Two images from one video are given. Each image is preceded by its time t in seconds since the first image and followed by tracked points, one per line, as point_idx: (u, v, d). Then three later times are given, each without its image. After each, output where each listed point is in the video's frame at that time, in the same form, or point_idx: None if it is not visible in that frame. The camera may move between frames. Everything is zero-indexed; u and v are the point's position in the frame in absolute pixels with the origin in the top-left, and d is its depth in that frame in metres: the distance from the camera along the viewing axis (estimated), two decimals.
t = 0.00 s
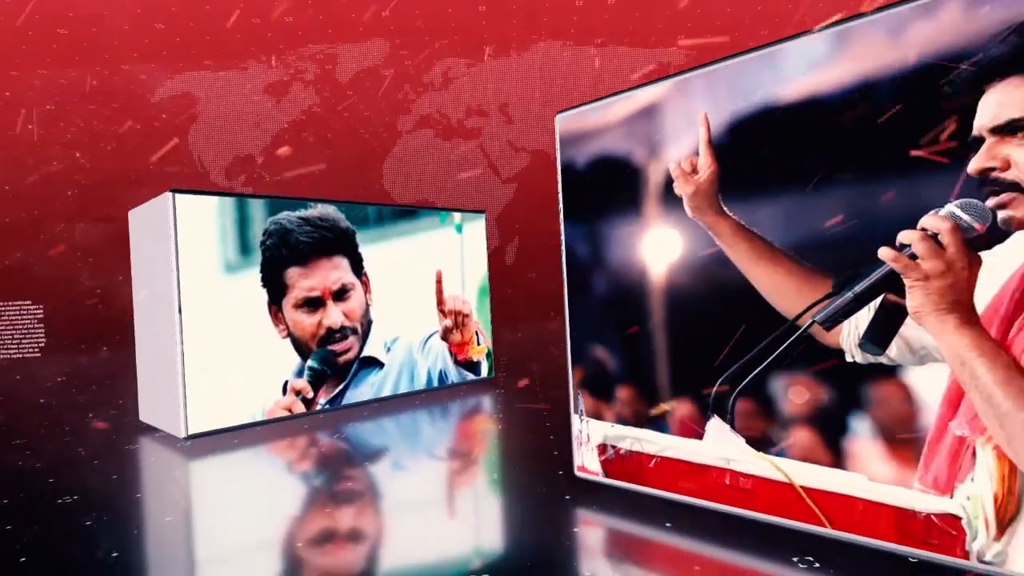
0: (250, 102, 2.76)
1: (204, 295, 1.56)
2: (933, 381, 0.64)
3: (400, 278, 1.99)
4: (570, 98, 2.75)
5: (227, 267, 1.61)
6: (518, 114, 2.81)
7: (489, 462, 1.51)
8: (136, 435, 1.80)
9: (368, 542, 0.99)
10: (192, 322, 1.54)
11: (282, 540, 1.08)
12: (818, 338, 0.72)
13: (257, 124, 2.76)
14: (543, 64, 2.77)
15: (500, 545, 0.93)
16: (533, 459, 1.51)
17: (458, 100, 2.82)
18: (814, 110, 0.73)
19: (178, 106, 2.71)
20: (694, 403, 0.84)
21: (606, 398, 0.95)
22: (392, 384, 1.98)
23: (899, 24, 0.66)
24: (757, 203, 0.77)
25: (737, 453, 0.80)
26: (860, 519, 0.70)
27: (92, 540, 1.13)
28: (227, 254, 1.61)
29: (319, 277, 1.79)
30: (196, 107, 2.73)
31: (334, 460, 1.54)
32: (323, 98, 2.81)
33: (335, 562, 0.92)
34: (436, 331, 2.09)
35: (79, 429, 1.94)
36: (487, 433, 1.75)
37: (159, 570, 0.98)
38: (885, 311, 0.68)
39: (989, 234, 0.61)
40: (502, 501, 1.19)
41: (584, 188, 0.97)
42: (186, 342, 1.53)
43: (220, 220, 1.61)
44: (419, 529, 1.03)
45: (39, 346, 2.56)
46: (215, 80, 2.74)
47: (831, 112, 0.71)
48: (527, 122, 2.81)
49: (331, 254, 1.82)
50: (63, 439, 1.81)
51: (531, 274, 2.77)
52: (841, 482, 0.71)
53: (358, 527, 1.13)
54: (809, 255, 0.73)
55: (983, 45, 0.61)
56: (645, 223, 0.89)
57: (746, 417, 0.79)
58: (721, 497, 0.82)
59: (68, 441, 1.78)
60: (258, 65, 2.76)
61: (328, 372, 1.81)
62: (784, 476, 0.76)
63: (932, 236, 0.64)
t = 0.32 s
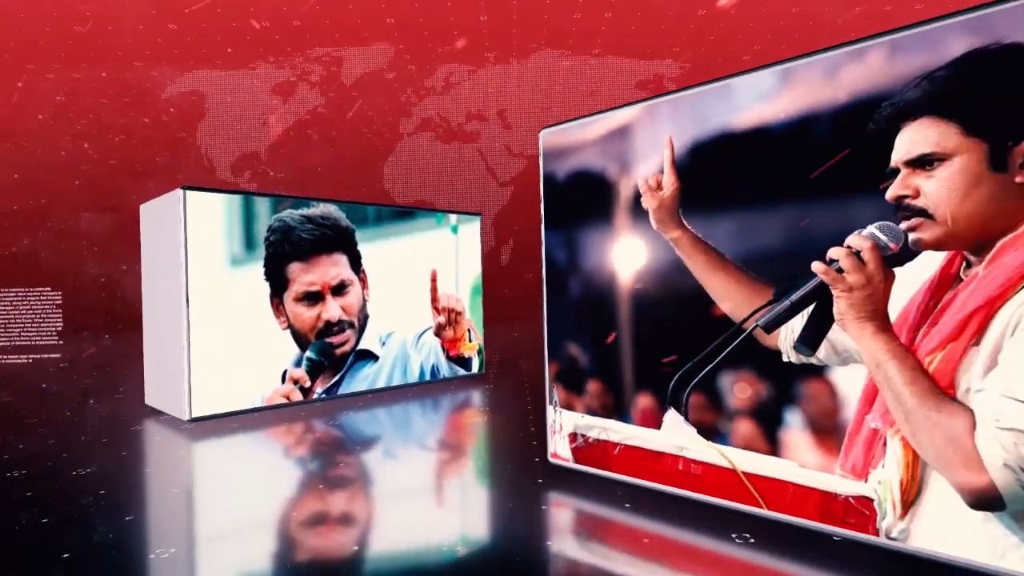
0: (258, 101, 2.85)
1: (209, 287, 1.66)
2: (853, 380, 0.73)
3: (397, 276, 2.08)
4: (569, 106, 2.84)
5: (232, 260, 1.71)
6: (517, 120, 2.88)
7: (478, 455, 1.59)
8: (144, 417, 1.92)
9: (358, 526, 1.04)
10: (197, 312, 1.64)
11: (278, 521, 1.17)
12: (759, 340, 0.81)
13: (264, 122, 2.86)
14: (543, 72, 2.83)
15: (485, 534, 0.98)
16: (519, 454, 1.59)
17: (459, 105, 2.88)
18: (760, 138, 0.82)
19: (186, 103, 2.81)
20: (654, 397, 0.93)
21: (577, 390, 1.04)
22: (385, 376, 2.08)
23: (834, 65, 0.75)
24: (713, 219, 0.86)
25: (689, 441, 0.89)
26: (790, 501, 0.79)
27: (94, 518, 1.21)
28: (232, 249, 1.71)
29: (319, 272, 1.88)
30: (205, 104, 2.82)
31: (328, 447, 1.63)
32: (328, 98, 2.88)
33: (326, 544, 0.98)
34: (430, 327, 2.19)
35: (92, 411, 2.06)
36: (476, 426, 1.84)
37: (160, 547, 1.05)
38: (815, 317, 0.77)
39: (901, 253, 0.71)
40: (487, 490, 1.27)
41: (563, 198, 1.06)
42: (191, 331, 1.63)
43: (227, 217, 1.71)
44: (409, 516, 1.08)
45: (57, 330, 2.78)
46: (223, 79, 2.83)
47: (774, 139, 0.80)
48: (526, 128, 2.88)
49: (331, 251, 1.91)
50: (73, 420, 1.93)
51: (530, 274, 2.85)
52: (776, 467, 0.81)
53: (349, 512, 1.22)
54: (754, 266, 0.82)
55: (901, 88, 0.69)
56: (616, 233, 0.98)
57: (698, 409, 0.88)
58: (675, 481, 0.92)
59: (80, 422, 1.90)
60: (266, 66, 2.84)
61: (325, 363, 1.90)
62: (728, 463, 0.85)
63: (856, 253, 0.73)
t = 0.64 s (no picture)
0: (265, 100, 2.93)
1: (215, 279, 1.76)
2: (791, 377, 0.83)
3: (394, 274, 2.17)
4: (566, 113, 2.94)
5: (237, 255, 1.80)
6: (514, 124, 2.97)
7: (467, 447, 1.68)
8: (150, 401, 2.01)
9: (351, 512, 1.09)
10: (203, 303, 1.73)
11: (274, 503, 1.26)
12: (713, 340, 0.91)
13: (270, 119, 2.94)
14: (541, 79, 2.93)
15: (472, 525, 1.01)
16: (508, 448, 1.67)
17: (459, 109, 2.98)
18: (718, 159, 0.91)
19: (195, 101, 2.90)
20: (621, 390, 1.03)
21: (553, 383, 1.13)
22: (380, 368, 2.18)
23: (783, 97, 0.84)
24: (676, 230, 0.95)
25: (650, 431, 0.99)
26: (736, 485, 0.89)
27: (94, 501, 1.25)
28: (238, 243, 1.80)
29: (319, 268, 1.98)
30: (213, 101, 2.91)
31: (323, 434, 1.72)
32: (333, 99, 2.97)
33: (318, 526, 1.03)
34: (424, 323, 2.28)
35: (98, 395, 2.15)
36: (466, 419, 1.93)
37: (160, 526, 1.10)
38: (760, 321, 0.86)
39: (834, 265, 0.80)
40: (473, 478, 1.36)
41: (546, 206, 1.15)
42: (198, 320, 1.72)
43: (234, 214, 1.81)
44: (400, 503, 1.12)
45: (72, 315, 2.88)
46: (231, 78, 2.90)
47: (730, 161, 0.89)
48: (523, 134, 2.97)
49: (331, 248, 2.00)
50: (80, 403, 2.04)
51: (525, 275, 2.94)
52: (724, 455, 0.90)
53: (341, 497, 1.31)
54: (709, 274, 0.91)
55: (838, 121, 0.79)
56: (591, 240, 1.07)
57: (659, 402, 0.97)
58: (638, 467, 1.01)
59: (87, 405, 1.99)
60: (272, 66, 2.91)
61: (322, 354, 2.00)
62: (684, 451, 0.95)
63: (796, 264, 0.83)
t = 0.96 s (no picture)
0: (271, 99, 3.00)
1: (219, 272, 1.84)
2: (748, 375, 0.91)
3: (392, 271, 2.26)
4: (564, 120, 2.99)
5: (241, 249, 1.88)
6: (513, 128, 3.04)
7: (459, 440, 1.75)
8: (154, 388, 2.10)
9: (344, 499, 1.16)
10: (208, 294, 1.81)
11: (271, 488, 1.34)
12: (680, 340, 0.98)
13: (275, 117, 3.01)
14: (541, 83, 2.99)
15: (461, 516, 1.06)
16: (498, 442, 1.74)
17: (458, 113, 3.05)
18: (689, 173, 0.99)
19: (202, 98, 2.98)
20: (597, 385, 1.11)
21: (535, 377, 1.21)
22: (375, 361, 2.26)
23: (746, 119, 0.92)
24: (649, 237, 1.03)
25: (622, 422, 1.07)
26: (697, 472, 0.97)
27: (99, 484, 1.31)
28: (242, 238, 1.88)
29: (319, 264, 2.05)
30: (220, 98, 2.99)
31: (319, 423, 1.80)
32: (336, 99, 3.04)
33: (313, 512, 1.10)
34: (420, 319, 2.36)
35: (102, 382, 2.23)
36: (459, 413, 2.01)
37: (162, 507, 1.17)
38: (722, 322, 0.94)
39: (787, 273, 0.88)
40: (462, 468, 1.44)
41: (532, 211, 1.23)
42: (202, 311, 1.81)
43: (239, 210, 1.89)
44: (393, 493, 1.18)
45: (84, 302, 2.97)
46: (238, 76, 2.99)
47: (698, 175, 0.97)
48: (521, 139, 3.03)
49: (331, 244, 2.08)
50: (85, 390, 2.12)
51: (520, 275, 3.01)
52: (688, 446, 0.98)
53: (335, 484, 1.39)
54: (678, 278, 0.99)
55: (794, 142, 0.87)
56: (573, 244, 1.15)
57: (631, 396, 1.05)
58: (611, 456, 1.09)
59: (92, 391, 2.08)
60: (279, 65, 3.00)
61: (321, 346, 2.08)
62: (652, 441, 1.03)
63: (755, 272, 0.90)
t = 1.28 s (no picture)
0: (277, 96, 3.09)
1: (225, 264, 1.93)
2: (706, 371, 1.00)
3: (388, 268, 2.34)
4: (563, 125, 3.06)
5: (246, 243, 1.97)
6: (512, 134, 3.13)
7: (450, 431, 1.85)
8: (157, 374, 2.19)
9: (337, 485, 1.25)
10: (214, 284, 1.91)
11: (267, 472, 1.43)
12: (647, 339, 1.08)
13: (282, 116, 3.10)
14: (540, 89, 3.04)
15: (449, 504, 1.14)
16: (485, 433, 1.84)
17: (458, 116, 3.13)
18: (659, 186, 1.08)
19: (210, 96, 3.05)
20: (574, 378, 1.20)
21: (517, 369, 1.30)
22: (371, 354, 2.35)
23: (711, 139, 1.01)
24: (623, 243, 1.12)
25: (594, 413, 1.16)
26: (660, 459, 1.06)
27: (108, 468, 1.38)
28: (247, 232, 1.97)
29: (320, 259, 2.15)
30: (228, 95, 3.06)
31: (315, 411, 1.89)
32: (339, 99, 3.11)
33: (306, 497, 1.19)
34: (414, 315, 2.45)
35: (106, 368, 2.31)
36: (451, 406, 2.10)
37: (165, 489, 1.25)
38: (685, 323, 1.03)
39: (743, 280, 0.97)
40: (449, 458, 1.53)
41: (519, 216, 1.32)
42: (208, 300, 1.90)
43: (245, 205, 1.98)
44: (384, 481, 1.26)
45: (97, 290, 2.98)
46: (244, 76, 3.05)
47: (668, 188, 1.07)
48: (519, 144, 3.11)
49: (331, 241, 2.17)
50: (90, 374, 2.21)
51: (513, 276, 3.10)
52: (652, 435, 1.07)
53: (329, 470, 1.47)
54: (647, 281, 1.09)
55: (751, 162, 0.96)
56: (554, 248, 1.25)
57: (603, 389, 1.14)
58: (583, 444, 1.19)
59: (99, 376, 2.18)
60: (286, 67, 3.07)
61: (319, 338, 2.17)
62: (620, 431, 1.12)
63: (715, 278, 1.00)
